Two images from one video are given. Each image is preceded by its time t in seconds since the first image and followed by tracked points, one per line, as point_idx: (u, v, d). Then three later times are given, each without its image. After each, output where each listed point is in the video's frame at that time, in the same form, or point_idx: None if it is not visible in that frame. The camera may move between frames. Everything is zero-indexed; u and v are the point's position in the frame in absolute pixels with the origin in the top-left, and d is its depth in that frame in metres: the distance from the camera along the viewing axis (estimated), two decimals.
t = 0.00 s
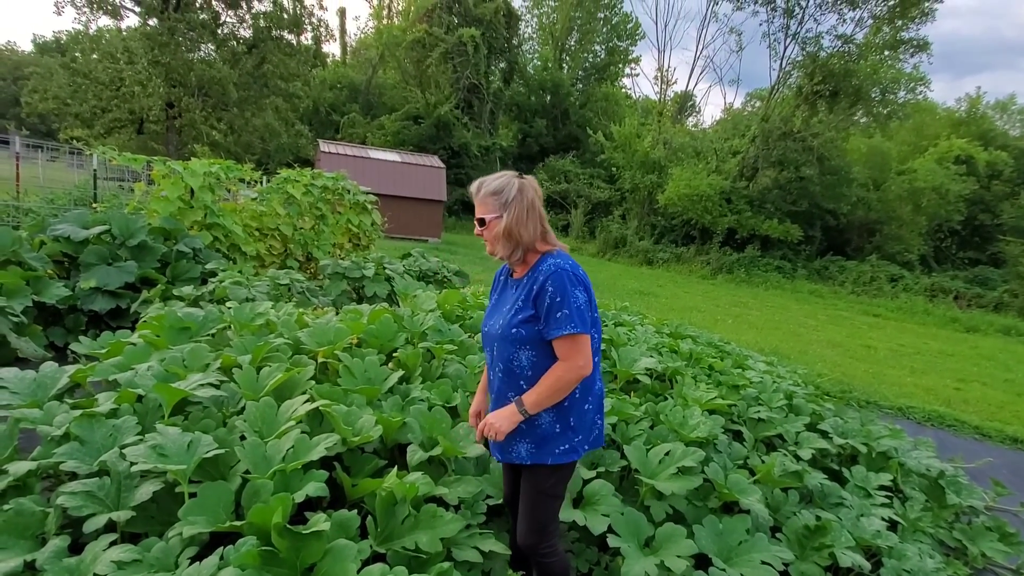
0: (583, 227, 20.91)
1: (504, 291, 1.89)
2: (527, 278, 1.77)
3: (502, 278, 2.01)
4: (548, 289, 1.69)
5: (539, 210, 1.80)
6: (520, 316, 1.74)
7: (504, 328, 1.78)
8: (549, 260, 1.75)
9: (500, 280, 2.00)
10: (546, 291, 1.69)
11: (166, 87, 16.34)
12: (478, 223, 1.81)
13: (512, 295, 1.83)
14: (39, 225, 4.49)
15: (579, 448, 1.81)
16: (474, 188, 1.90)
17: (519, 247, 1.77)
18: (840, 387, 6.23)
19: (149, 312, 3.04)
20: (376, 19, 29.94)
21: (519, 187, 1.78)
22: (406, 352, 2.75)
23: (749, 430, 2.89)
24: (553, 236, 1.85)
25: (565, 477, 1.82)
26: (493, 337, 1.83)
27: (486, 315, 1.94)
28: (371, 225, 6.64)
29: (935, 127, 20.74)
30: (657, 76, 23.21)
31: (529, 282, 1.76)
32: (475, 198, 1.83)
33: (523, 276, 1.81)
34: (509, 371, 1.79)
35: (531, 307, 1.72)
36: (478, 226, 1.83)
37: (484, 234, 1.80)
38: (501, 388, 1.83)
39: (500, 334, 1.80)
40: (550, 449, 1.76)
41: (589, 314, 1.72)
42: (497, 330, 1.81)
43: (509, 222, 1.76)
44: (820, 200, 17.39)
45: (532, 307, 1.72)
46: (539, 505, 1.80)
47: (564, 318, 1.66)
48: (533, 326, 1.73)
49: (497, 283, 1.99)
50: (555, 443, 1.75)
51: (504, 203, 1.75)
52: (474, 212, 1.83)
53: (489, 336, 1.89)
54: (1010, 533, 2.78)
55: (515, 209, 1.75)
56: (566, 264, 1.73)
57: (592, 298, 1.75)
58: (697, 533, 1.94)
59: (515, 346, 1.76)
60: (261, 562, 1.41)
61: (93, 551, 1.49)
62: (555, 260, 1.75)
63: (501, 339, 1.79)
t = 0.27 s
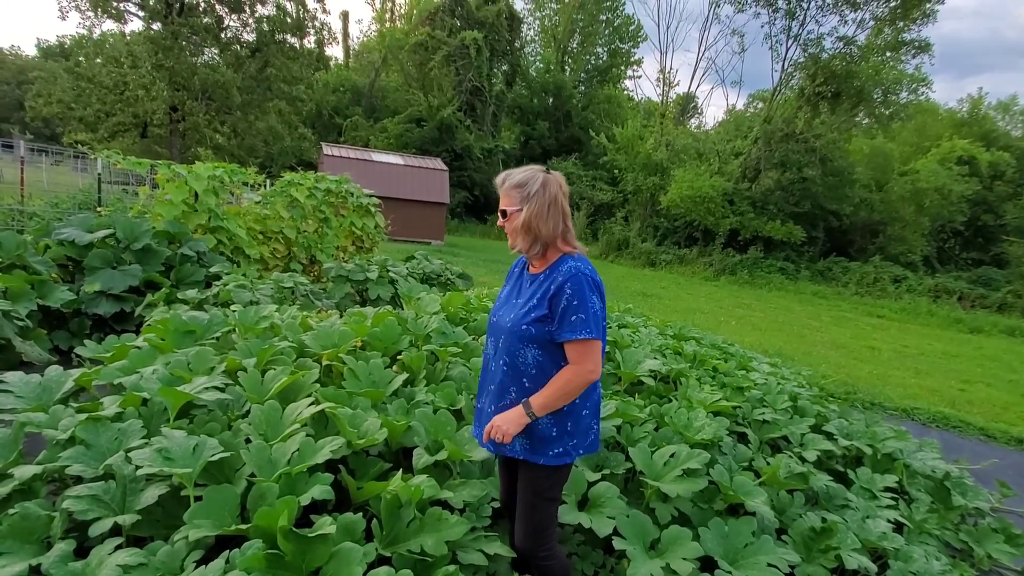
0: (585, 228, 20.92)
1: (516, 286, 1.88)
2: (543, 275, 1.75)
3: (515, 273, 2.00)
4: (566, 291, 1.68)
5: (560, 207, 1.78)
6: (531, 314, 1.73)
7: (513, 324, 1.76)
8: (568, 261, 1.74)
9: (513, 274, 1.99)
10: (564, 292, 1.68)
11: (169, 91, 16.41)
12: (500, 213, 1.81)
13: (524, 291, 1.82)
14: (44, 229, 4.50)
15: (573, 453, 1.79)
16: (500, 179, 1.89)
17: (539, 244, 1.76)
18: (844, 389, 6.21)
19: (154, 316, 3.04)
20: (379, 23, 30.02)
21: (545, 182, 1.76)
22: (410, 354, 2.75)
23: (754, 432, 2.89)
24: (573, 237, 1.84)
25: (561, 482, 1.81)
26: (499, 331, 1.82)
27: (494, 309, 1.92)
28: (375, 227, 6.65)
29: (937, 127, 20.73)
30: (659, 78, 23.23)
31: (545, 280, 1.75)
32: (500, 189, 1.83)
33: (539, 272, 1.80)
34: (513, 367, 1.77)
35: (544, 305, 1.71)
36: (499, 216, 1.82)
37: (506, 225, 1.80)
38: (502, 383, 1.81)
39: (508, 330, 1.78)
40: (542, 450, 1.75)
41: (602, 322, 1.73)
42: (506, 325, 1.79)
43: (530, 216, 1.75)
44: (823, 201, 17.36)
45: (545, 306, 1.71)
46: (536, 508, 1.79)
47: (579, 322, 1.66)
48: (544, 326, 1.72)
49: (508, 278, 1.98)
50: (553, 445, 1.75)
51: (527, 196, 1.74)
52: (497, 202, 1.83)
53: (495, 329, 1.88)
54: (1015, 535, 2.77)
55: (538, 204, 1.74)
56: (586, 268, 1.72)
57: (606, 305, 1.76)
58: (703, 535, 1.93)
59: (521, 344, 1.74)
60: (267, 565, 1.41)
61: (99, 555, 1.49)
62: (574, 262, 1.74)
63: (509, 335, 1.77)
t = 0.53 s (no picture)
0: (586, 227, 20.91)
1: (518, 281, 1.87)
2: (549, 271, 1.75)
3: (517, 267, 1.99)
4: (572, 291, 1.67)
5: (570, 203, 1.78)
6: (533, 310, 1.72)
7: (514, 318, 1.75)
8: (575, 260, 1.74)
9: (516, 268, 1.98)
10: (569, 292, 1.67)
11: (170, 90, 16.43)
12: (509, 206, 1.80)
13: (527, 286, 1.81)
14: (43, 228, 4.50)
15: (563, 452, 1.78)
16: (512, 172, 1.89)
17: (549, 240, 1.76)
18: (845, 387, 6.21)
19: (153, 314, 3.03)
20: (379, 21, 30.02)
21: (556, 178, 1.76)
22: (408, 353, 2.75)
23: (753, 431, 2.88)
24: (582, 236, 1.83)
25: (552, 480, 1.80)
26: (498, 325, 1.80)
27: (493, 302, 1.91)
28: (374, 226, 6.65)
29: (938, 125, 20.71)
30: (660, 76, 23.22)
31: (549, 277, 1.74)
32: (512, 181, 1.82)
33: (543, 268, 1.80)
34: (510, 362, 1.76)
35: (548, 301, 1.70)
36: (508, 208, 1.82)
37: (514, 216, 1.79)
38: (497, 378, 1.79)
39: (508, 324, 1.77)
40: (533, 448, 1.74)
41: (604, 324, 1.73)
42: (506, 319, 1.78)
43: (541, 210, 1.75)
44: (824, 199, 17.34)
45: (549, 303, 1.69)
46: (527, 507, 1.78)
47: (583, 322, 1.66)
48: (546, 324, 1.71)
49: (511, 270, 1.97)
50: (546, 444, 1.74)
51: (540, 190, 1.74)
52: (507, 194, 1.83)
53: (494, 322, 1.86)
54: (1016, 534, 2.76)
55: (551, 199, 1.74)
56: (593, 269, 1.72)
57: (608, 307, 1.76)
58: (700, 533, 1.93)
59: (520, 339, 1.73)
60: (262, 563, 1.41)
61: (95, 553, 1.49)
62: (581, 261, 1.74)
63: (509, 329, 1.76)
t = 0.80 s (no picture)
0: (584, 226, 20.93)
1: (512, 282, 1.88)
2: (548, 273, 1.76)
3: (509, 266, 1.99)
4: (571, 294, 1.69)
5: (571, 206, 1.79)
6: (530, 313, 1.72)
7: (510, 319, 1.75)
8: (574, 264, 1.75)
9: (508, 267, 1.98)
10: (568, 295, 1.69)
11: (167, 93, 16.43)
12: (509, 207, 1.79)
13: (522, 288, 1.81)
14: (41, 233, 4.51)
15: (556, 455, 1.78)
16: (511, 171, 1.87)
17: (551, 244, 1.76)
18: (843, 384, 6.23)
19: (150, 318, 3.03)
20: (375, 22, 30.02)
21: (560, 181, 1.77)
22: (404, 355, 2.76)
23: (749, 429, 2.89)
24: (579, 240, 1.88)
25: (543, 482, 1.79)
26: (493, 326, 1.80)
27: (486, 302, 1.91)
28: (371, 228, 6.66)
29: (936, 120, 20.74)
30: (656, 74, 23.23)
31: (546, 279, 1.75)
32: (511, 182, 1.81)
33: (539, 270, 1.80)
34: (505, 365, 1.76)
35: (547, 304, 1.70)
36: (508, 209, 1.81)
37: (514, 218, 1.78)
38: (490, 380, 1.79)
39: (503, 325, 1.77)
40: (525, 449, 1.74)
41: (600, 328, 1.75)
42: (502, 321, 1.78)
43: (546, 212, 1.75)
44: (821, 196, 17.37)
45: (547, 306, 1.70)
46: (519, 509, 1.77)
47: (582, 326, 1.67)
48: (543, 327, 1.71)
49: (503, 270, 1.98)
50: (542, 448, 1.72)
51: (545, 193, 1.74)
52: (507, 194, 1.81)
53: (487, 322, 1.86)
54: (1014, 529, 2.77)
55: (555, 202, 1.75)
56: (591, 273, 1.74)
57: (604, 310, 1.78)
58: (696, 532, 1.94)
59: (515, 341, 1.74)
60: (259, 566, 1.41)
61: (93, 557, 1.49)
62: (578, 264, 1.75)
63: (504, 331, 1.76)
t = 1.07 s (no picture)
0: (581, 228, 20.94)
1: (507, 287, 1.88)
2: (545, 279, 1.77)
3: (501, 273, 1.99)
4: (574, 298, 1.70)
5: (570, 212, 1.81)
6: (529, 318, 1.72)
7: (509, 325, 1.75)
8: (573, 269, 1.77)
9: (499, 273, 1.99)
10: (570, 300, 1.70)
11: (163, 100, 16.43)
12: (508, 214, 1.78)
13: (519, 294, 1.81)
14: (39, 243, 4.51)
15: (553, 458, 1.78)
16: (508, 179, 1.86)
17: (553, 251, 1.78)
18: (841, 383, 6.24)
19: (148, 327, 3.03)
20: (369, 27, 30.06)
21: (561, 187, 1.79)
22: (403, 360, 2.76)
23: (747, 430, 2.90)
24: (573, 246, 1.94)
25: (540, 485, 1.80)
26: (491, 333, 1.79)
27: (480, 309, 1.90)
28: (368, 233, 6.67)
29: (931, 118, 20.79)
30: (651, 76, 23.28)
31: (545, 284, 1.76)
32: (509, 187, 1.80)
33: (537, 275, 1.81)
34: (503, 371, 1.75)
35: (548, 308, 1.71)
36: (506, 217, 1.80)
37: (514, 228, 1.77)
38: (487, 386, 1.78)
39: (502, 330, 1.76)
40: (523, 454, 1.74)
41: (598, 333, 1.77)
42: (500, 326, 1.77)
43: (553, 220, 1.76)
44: (818, 195, 17.42)
45: (547, 311, 1.71)
46: (517, 513, 1.77)
47: (584, 329, 1.68)
48: (545, 331, 1.71)
49: (495, 278, 1.98)
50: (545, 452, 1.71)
51: (548, 200, 1.75)
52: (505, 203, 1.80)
53: (483, 329, 1.85)
54: (1012, 527, 2.78)
55: (559, 209, 1.76)
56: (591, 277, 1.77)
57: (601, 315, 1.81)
58: (695, 534, 1.95)
59: (514, 346, 1.73)
60: (260, 574, 1.41)
61: (95, 567, 1.49)
62: (576, 270, 1.77)
63: (502, 335, 1.75)
